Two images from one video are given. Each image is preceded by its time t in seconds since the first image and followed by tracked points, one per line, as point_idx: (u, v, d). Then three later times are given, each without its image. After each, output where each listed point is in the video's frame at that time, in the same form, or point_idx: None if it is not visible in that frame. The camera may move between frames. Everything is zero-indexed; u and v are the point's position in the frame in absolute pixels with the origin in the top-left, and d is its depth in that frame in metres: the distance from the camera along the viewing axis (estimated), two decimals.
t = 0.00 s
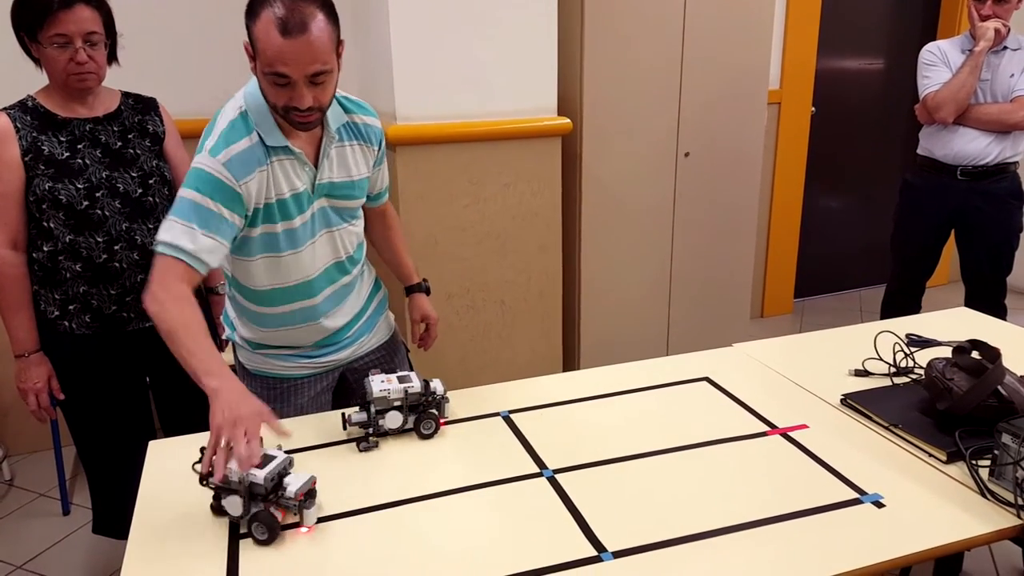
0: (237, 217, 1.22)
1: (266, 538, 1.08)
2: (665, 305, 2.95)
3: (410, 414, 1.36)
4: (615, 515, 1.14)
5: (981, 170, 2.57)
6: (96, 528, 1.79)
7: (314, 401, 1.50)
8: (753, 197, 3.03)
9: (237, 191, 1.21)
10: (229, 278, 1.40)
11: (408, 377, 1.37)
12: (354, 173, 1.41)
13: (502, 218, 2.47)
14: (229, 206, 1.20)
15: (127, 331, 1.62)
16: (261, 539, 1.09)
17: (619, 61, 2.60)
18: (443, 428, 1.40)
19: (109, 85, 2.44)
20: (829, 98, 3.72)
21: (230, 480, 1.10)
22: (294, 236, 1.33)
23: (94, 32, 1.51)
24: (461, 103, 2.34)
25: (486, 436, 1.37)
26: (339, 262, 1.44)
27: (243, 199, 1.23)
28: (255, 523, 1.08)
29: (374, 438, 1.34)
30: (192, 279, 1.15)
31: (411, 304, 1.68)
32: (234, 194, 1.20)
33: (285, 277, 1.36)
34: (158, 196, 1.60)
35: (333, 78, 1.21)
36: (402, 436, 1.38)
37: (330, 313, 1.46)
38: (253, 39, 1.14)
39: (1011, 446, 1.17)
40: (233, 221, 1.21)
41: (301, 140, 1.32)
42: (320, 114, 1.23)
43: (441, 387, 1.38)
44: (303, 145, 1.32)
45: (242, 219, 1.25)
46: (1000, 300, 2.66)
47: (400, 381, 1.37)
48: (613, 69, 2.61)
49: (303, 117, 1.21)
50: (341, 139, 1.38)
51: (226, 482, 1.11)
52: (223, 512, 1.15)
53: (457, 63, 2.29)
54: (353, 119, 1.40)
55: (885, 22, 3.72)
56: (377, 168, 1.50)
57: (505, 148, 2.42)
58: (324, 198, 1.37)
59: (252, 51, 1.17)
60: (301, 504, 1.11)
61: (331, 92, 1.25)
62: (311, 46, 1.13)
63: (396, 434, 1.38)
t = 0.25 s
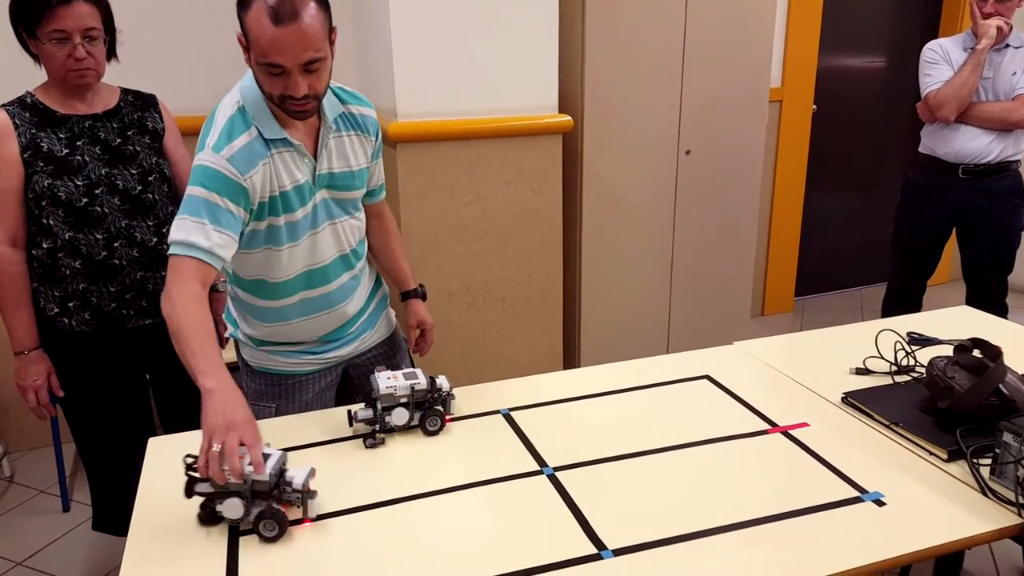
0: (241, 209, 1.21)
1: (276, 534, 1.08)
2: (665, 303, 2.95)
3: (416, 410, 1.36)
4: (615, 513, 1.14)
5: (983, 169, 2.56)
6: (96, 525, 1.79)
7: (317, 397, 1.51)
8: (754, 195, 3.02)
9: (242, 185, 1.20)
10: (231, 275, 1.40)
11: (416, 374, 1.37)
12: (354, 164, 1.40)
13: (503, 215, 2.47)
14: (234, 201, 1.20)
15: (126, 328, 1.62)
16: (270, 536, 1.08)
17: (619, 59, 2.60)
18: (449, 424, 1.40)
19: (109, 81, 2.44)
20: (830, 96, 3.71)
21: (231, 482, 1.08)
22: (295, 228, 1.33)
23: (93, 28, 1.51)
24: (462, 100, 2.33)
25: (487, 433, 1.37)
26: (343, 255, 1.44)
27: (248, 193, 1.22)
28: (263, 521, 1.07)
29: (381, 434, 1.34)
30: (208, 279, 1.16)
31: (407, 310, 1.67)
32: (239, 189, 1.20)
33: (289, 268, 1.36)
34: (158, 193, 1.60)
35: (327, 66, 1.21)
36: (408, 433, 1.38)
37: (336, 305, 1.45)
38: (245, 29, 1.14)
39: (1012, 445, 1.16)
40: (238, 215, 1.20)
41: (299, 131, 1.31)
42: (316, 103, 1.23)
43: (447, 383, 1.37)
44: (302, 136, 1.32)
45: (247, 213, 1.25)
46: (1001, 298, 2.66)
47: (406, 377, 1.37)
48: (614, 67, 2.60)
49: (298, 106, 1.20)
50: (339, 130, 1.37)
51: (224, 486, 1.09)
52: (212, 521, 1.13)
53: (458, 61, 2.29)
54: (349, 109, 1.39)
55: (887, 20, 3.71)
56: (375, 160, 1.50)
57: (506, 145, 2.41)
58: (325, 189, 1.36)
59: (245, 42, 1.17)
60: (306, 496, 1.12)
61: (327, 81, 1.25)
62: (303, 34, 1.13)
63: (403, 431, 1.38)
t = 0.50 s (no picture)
0: (239, 206, 1.21)
1: (245, 538, 1.06)
2: (664, 301, 2.95)
3: (421, 408, 1.36)
4: (613, 511, 1.14)
5: (983, 167, 2.56)
6: (94, 522, 1.79)
7: (321, 393, 1.51)
8: (754, 193, 3.02)
9: (241, 182, 1.20)
10: (234, 270, 1.40)
11: (421, 372, 1.38)
12: (354, 158, 1.39)
13: (503, 213, 2.47)
14: (234, 198, 1.20)
15: (124, 325, 1.62)
16: (238, 540, 1.06)
17: (619, 56, 2.59)
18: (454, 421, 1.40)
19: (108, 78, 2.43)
20: (830, 94, 3.71)
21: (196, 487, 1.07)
22: (297, 224, 1.32)
23: (92, 23, 1.50)
24: (462, 98, 2.32)
25: (487, 431, 1.37)
26: (344, 250, 1.43)
27: (247, 190, 1.22)
28: (231, 524, 1.05)
29: (385, 430, 1.34)
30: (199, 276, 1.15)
31: (413, 299, 1.67)
32: (238, 186, 1.20)
33: (291, 264, 1.36)
34: (157, 190, 1.60)
35: (325, 57, 1.21)
36: (413, 430, 1.38)
37: (338, 301, 1.45)
38: (241, 23, 1.13)
39: (1012, 443, 1.16)
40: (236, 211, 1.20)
41: (298, 126, 1.31)
42: (314, 96, 1.22)
43: (452, 379, 1.36)
44: (301, 131, 1.31)
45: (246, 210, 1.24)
46: (1001, 297, 2.66)
47: (411, 375, 1.38)
48: (614, 64, 2.59)
49: (297, 99, 1.20)
50: (338, 124, 1.36)
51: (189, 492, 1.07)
52: (174, 531, 1.09)
53: (458, 58, 2.28)
54: (347, 103, 1.39)
55: (887, 18, 3.70)
56: (376, 155, 1.49)
57: (505, 142, 2.41)
58: (325, 184, 1.36)
59: (242, 36, 1.17)
60: (274, 497, 1.11)
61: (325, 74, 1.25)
62: (300, 26, 1.12)
63: (408, 428, 1.38)
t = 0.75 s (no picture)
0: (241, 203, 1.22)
1: (248, 540, 1.06)
2: (663, 300, 2.95)
3: (423, 406, 1.36)
4: (613, 512, 1.14)
5: (982, 167, 2.56)
6: (92, 523, 1.79)
7: (323, 391, 1.51)
8: (753, 193, 3.02)
9: (242, 179, 1.20)
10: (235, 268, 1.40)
11: (423, 370, 1.39)
12: (355, 156, 1.39)
13: (502, 213, 2.47)
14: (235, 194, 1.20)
15: (123, 325, 1.62)
16: (241, 543, 1.06)
17: (618, 56, 2.59)
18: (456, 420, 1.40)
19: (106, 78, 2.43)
20: (829, 93, 3.71)
21: (197, 492, 1.06)
22: (298, 221, 1.32)
23: (91, 23, 1.50)
24: (461, 97, 2.32)
25: (486, 431, 1.36)
26: (344, 248, 1.43)
27: (248, 187, 1.22)
28: (234, 527, 1.05)
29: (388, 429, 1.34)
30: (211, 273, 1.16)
31: (414, 301, 1.67)
32: (238, 185, 1.20)
33: (291, 262, 1.35)
34: (156, 190, 1.59)
35: (323, 57, 1.21)
36: (416, 429, 1.38)
37: (338, 299, 1.44)
38: (239, 23, 1.13)
39: (1011, 443, 1.16)
40: (237, 208, 1.20)
41: (296, 125, 1.30)
42: (311, 97, 1.22)
43: (456, 378, 1.38)
44: (300, 129, 1.31)
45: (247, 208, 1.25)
46: (999, 297, 2.66)
47: (414, 374, 1.38)
48: (613, 64, 2.59)
49: (295, 99, 1.20)
50: (338, 122, 1.36)
51: (190, 496, 1.06)
52: (174, 533, 1.09)
53: (457, 57, 2.28)
54: (348, 102, 1.38)
55: (886, 17, 3.71)
56: (379, 153, 1.49)
57: (505, 142, 2.41)
58: (325, 182, 1.36)
59: (240, 35, 1.16)
60: (275, 499, 1.11)
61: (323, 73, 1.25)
62: (298, 27, 1.12)
63: (410, 427, 1.38)
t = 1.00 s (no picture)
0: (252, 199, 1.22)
1: (246, 540, 1.06)
2: (663, 301, 2.95)
3: (429, 405, 1.36)
4: (612, 512, 1.14)
5: (981, 167, 2.56)
6: (92, 522, 1.79)
7: (331, 388, 1.50)
8: (752, 193, 3.02)
9: (252, 175, 1.21)
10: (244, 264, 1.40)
11: (427, 370, 1.38)
12: (361, 152, 1.39)
13: (501, 213, 2.47)
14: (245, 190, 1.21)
15: (122, 326, 1.62)
16: (239, 542, 1.05)
17: (617, 57, 2.59)
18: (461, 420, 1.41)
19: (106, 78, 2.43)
20: (829, 94, 3.71)
21: (199, 488, 1.08)
22: (306, 216, 1.33)
23: (91, 24, 1.50)
24: (460, 98, 2.32)
25: (486, 431, 1.37)
26: (352, 243, 1.43)
27: (259, 182, 1.23)
28: (232, 525, 1.05)
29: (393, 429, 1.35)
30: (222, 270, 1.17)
31: (420, 298, 1.65)
32: (249, 180, 1.21)
33: (300, 257, 1.35)
34: (156, 190, 1.59)
35: (330, 52, 1.22)
36: (421, 428, 1.38)
37: (346, 294, 1.44)
38: (249, 18, 1.14)
39: (1010, 444, 1.16)
40: (249, 203, 1.21)
41: (305, 122, 1.30)
42: (320, 91, 1.23)
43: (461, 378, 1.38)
44: (309, 126, 1.31)
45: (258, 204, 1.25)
46: (998, 297, 2.66)
47: (419, 373, 1.38)
48: (613, 64, 2.60)
49: (304, 93, 1.21)
50: (345, 118, 1.36)
51: (193, 492, 1.08)
52: (178, 529, 1.10)
53: (457, 58, 2.28)
54: (353, 99, 1.38)
55: (885, 18, 3.71)
56: (382, 152, 1.49)
57: (505, 143, 2.41)
58: (333, 178, 1.36)
59: (249, 31, 1.17)
60: (276, 501, 1.11)
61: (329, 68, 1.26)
62: (307, 21, 1.13)
63: (415, 426, 1.38)
